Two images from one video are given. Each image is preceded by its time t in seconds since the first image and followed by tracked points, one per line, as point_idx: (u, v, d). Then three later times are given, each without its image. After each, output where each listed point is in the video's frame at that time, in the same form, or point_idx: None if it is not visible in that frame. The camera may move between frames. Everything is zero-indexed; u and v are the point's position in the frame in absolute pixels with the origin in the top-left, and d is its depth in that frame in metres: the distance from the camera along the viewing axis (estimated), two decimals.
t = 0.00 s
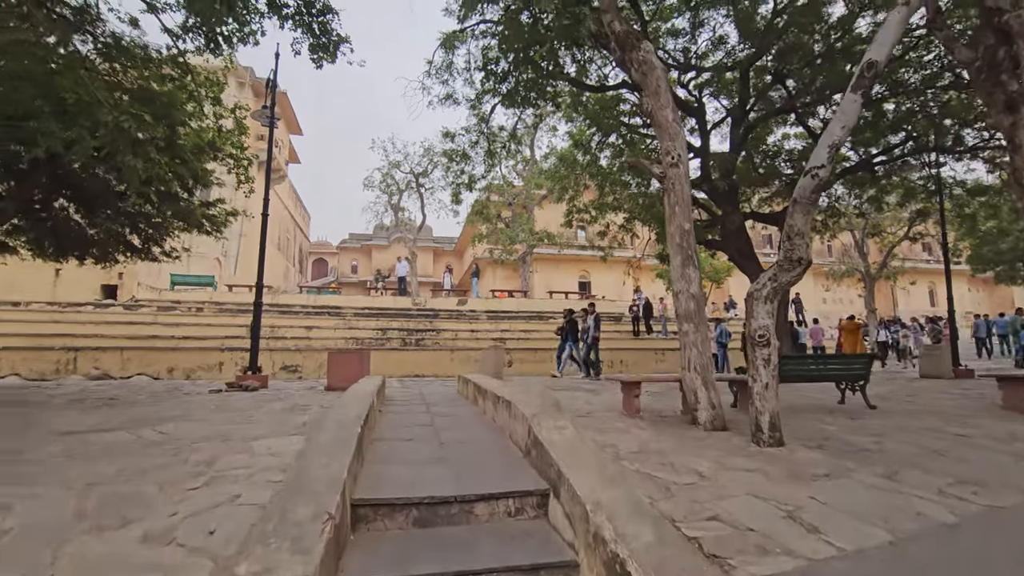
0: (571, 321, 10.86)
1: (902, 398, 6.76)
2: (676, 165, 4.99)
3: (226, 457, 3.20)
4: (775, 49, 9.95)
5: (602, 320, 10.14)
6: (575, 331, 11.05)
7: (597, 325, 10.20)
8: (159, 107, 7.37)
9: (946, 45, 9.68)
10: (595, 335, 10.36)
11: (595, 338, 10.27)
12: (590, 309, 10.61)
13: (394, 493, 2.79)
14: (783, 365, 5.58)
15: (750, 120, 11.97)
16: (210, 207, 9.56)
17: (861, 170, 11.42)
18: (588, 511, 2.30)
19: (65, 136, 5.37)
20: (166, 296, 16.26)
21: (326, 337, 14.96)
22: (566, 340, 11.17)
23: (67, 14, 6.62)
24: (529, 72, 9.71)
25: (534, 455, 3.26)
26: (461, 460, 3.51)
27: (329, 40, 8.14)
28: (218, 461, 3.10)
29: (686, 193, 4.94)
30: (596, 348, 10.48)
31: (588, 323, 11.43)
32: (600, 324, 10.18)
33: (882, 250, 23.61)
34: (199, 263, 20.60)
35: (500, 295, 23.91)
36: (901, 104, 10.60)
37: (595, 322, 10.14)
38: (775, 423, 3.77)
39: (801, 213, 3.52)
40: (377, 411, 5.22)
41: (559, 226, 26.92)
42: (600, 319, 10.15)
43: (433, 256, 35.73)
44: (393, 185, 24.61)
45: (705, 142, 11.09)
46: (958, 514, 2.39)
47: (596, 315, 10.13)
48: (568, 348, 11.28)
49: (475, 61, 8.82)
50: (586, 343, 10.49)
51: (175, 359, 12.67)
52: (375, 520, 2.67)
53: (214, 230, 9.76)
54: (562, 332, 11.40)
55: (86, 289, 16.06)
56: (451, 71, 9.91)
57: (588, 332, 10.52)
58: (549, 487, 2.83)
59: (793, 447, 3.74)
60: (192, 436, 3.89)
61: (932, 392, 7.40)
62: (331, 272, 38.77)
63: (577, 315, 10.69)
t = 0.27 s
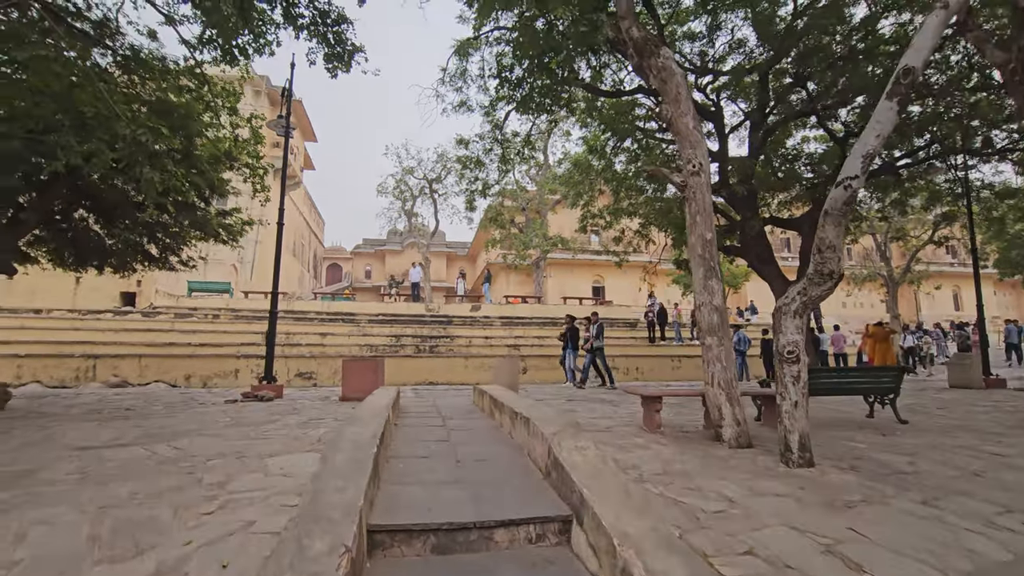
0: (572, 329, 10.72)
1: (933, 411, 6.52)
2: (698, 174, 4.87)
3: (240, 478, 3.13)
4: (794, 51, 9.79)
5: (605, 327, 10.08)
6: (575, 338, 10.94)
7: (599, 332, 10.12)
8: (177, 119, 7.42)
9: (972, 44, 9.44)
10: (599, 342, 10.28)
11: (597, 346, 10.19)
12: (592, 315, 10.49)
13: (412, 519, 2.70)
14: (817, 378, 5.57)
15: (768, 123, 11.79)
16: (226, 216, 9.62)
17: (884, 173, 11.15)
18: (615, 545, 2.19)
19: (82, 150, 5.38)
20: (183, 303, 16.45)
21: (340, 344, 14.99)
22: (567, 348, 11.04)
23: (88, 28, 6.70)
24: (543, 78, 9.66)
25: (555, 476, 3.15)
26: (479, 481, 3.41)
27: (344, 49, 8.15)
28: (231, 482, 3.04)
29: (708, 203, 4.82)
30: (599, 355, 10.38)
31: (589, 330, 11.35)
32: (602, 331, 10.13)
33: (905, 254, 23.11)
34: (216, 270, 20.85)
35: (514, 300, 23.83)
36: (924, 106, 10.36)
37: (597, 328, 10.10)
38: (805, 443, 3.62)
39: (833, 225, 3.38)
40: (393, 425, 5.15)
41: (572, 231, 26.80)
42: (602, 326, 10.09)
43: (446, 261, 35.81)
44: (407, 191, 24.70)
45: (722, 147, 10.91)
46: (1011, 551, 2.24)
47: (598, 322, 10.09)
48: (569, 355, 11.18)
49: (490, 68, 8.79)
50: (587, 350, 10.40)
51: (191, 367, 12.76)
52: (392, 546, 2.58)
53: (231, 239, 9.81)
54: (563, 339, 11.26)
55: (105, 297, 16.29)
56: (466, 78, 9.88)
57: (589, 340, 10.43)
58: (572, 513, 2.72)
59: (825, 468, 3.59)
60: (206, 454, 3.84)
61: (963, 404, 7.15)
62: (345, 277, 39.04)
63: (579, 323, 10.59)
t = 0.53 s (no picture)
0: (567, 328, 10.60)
1: (951, 411, 6.39)
2: (711, 169, 4.75)
3: (245, 485, 3.05)
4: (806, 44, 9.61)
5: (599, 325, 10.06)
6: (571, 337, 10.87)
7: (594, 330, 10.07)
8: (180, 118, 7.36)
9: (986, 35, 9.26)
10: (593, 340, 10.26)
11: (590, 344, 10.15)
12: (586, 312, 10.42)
13: (422, 528, 2.60)
14: (835, 378, 5.41)
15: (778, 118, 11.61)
16: (231, 215, 9.57)
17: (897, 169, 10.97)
18: (636, 559, 2.08)
19: (85, 150, 5.30)
20: (190, 303, 16.47)
21: (347, 343, 14.95)
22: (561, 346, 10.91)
23: (91, 26, 6.64)
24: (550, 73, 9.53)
25: (569, 483, 3.05)
26: (490, 487, 3.31)
27: (348, 45, 8.04)
28: (235, 490, 2.96)
29: (721, 200, 4.69)
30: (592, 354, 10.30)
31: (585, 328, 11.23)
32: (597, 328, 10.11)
33: (916, 249, 22.82)
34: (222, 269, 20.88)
35: (520, 298, 23.73)
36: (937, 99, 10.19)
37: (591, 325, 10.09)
38: (826, 447, 3.50)
39: (856, 221, 3.25)
40: (401, 428, 5.07)
41: (578, 228, 26.67)
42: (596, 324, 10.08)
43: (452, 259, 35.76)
44: (412, 189, 24.64)
45: (731, 142, 10.75)
46: None
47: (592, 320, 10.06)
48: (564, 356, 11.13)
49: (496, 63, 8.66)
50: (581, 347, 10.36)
51: (197, 367, 12.73)
52: (402, 558, 2.49)
53: (235, 239, 9.76)
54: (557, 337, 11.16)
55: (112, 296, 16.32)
56: (471, 75, 9.75)
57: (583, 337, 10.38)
58: (588, 522, 2.61)
59: (848, 473, 3.46)
60: (211, 459, 3.77)
61: (981, 404, 6.99)
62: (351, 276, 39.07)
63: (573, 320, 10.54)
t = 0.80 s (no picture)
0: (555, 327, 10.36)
1: (960, 410, 6.25)
2: (716, 162, 4.61)
3: (233, 491, 2.92)
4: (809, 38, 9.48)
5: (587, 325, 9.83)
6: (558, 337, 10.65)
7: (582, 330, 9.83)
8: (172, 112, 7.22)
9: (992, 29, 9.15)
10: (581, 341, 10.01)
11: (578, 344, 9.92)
12: (574, 312, 10.08)
13: (417, 537, 2.47)
14: (843, 377, 5.28)
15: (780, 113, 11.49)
16: (226, 213, 9.42)
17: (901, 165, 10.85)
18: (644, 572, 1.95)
19: (71, 145, 5.12)
20: (186, 302, 16.34)
21: (345, 341, 14.82)
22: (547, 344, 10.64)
23: (80, 19, 6.50)
24: (551, 67, 9.40)
25: (572, 488, 2.92)
26: (489, 492, 3.18)
27: (345, 39, 7.90)
28: (223, 496, 2.83)
29: (727, 194, 4.56)
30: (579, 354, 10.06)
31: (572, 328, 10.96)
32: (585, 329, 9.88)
33: (917, 246, 22.68)
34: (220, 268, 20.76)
35: (519, 296, 23.61)
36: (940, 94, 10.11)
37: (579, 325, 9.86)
38: (839, 449, 3.36)
39: (871, 214, 3.12)
40: (398, 429, 4.94)
41: (578, 226, 26.53)
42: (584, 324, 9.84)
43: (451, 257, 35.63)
44: (411, 187, 24.51)
45: (734, 137, 10.61)
46: None
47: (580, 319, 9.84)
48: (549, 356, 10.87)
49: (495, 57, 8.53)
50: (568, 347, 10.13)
51: (194, 366, 12.60)
52: (396, 569, 2.35)
53: (231, 236, 9.61)
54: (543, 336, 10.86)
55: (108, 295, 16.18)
56: (469, 69, 9.61)
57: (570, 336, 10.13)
58: (592, 531, 2.48)
59: (862, 476, 3.33)
60: (200, 462, 3.64)
61: (990, 402, 6.86)
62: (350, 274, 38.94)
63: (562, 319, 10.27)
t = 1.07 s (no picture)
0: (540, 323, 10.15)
1: (968, 408, 6.10)
2: (720, 153, 4.42)
3: (209, 502, 2.77)
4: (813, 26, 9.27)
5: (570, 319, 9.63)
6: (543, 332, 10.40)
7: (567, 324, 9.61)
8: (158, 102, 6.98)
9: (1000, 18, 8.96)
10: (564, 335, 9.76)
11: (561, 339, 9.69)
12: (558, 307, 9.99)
13: (403, 554, 2.31)
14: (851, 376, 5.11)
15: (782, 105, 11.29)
16: (218, 206, 9.23)
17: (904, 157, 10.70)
18: None
19: (44, 136, 4.88)
20: (181, 298, 16.16)
21: (341, 337, 14.65)
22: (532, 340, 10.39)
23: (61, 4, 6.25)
24: (549, 57, 9.16)
25: (569, 498, 2.75)
26: (481, 500, 3.01)
27: (336, 27, 7.68)
28: (198, 508, 2.67)
29: (731, 185, 4.37)
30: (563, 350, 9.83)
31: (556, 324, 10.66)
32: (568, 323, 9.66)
33: (919, 240, 22.51)
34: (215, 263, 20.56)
35: (518, 291, 23.44)
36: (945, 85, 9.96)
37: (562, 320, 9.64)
38: (850, 455, 3.19)
39: (886, 206, 2.95)
40: (389, 429, 4.77)
41: (577, 220, 26.33)
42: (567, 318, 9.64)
43: (450, 252, 35.43)
44: (408, 181, 24.28)
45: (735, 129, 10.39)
46: None
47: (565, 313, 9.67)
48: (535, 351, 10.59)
49: (491, 47, 8.34)
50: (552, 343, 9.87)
51: (187, 362, 12.42)
52: None
53: (221, 230, 9.42)
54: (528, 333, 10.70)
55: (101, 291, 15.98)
56: (465, 59, 9.39)
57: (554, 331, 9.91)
58: (590, 547, 2.33)
59: (874, 483, 3.17)
60: (179, 467, 3.48)
61: (998, 400, 6.71)
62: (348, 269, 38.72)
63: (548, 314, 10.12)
